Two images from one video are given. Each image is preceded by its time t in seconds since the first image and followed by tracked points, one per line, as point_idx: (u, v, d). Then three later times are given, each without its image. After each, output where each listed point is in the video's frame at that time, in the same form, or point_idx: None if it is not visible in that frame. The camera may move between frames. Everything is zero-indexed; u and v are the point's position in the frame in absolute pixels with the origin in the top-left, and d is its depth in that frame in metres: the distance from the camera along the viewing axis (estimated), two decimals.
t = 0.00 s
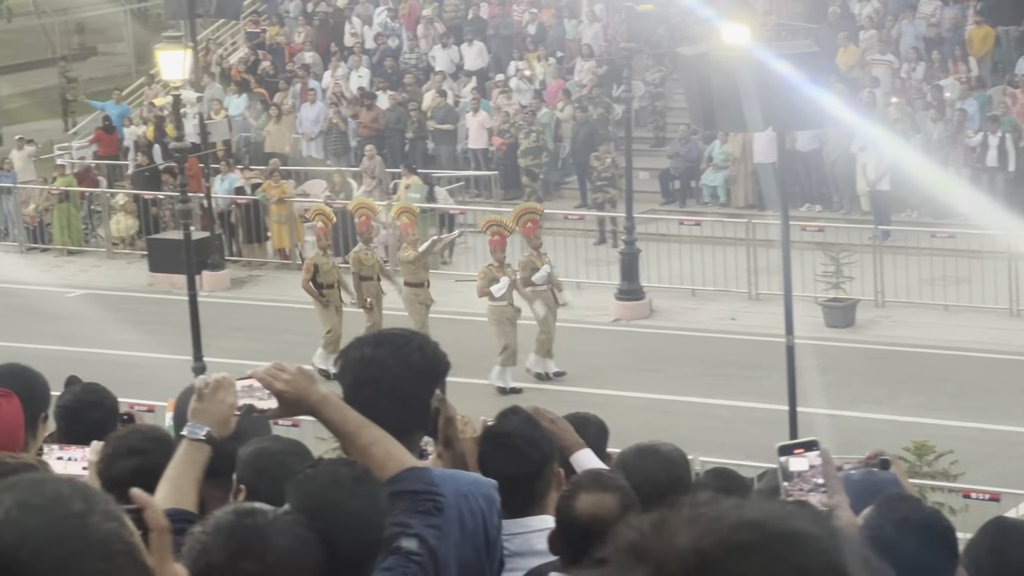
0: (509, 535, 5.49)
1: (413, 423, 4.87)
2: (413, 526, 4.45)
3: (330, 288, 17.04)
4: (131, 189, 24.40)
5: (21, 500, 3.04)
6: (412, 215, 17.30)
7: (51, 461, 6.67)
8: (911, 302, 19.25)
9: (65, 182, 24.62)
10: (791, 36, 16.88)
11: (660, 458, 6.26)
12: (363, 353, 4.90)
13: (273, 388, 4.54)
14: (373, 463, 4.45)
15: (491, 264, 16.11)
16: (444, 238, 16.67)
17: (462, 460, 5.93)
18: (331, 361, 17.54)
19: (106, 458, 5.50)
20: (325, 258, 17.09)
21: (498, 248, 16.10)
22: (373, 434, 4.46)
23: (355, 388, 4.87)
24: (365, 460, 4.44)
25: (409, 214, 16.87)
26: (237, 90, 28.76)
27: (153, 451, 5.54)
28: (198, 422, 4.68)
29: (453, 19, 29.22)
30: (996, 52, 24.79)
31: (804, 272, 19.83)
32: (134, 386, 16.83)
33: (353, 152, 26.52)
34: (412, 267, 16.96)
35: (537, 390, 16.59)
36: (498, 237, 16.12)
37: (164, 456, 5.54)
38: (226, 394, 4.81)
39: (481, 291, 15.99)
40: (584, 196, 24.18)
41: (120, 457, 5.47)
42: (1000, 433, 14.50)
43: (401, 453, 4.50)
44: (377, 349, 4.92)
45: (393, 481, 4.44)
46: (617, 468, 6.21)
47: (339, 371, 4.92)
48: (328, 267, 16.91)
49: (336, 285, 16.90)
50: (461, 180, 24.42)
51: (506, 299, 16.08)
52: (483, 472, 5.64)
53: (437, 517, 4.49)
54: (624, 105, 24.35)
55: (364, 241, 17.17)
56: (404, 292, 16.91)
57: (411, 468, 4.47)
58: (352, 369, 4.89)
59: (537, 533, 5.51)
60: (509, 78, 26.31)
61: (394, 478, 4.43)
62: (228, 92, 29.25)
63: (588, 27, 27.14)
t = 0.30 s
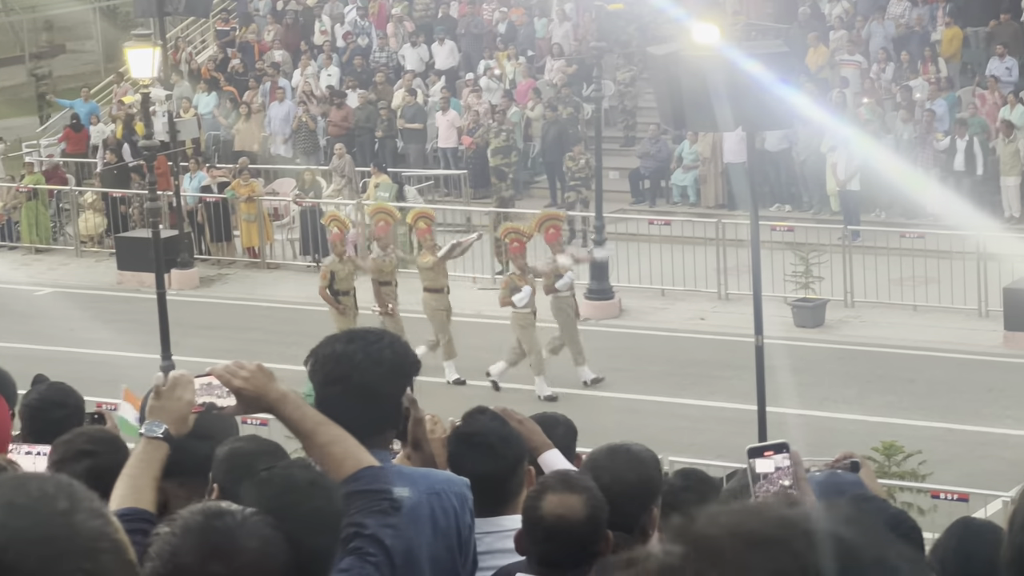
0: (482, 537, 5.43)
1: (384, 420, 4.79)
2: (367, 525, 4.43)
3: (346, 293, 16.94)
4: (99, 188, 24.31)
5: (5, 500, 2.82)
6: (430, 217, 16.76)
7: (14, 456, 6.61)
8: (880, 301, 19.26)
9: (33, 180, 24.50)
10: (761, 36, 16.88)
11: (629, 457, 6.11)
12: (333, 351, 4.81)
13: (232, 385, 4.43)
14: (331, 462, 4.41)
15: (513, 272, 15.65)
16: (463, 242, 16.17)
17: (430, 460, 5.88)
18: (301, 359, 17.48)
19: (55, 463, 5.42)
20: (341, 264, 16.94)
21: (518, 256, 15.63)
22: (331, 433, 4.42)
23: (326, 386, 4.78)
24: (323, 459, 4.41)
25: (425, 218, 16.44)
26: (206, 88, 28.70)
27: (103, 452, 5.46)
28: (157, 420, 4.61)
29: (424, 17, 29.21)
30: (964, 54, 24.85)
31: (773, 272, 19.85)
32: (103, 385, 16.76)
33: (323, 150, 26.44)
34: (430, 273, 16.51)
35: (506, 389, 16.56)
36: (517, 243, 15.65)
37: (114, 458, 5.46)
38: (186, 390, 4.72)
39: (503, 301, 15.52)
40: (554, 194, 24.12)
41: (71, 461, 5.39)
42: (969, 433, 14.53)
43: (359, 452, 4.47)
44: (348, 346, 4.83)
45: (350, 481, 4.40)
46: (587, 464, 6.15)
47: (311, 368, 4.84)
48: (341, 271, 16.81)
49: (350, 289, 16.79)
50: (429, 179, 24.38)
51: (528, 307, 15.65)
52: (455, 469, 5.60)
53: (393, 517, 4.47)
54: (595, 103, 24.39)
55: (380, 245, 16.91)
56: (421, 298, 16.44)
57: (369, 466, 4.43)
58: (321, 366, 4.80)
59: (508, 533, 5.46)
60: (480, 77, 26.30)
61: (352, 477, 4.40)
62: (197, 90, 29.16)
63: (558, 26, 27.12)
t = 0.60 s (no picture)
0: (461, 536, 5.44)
1: (363, 419, 4.53)
2: (329, 529, 4.26)
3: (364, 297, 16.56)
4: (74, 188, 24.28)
5: None
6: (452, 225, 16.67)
7: None
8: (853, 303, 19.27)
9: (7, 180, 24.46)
10: (736, 38, 16.88)
11: (606, 456, 6.13)
12: (312, 349, 4.54)
13: (196, 386, 4.14)
14: (293, 463, 4.16)
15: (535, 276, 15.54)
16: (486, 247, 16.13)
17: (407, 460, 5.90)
18: (274, 361, 17.41)
19: (27, 463, 5.40)
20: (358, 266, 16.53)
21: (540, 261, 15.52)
22: (295, 436, 4.15)
23: (303, 385, 4.52)
24: (285, 459, 4.15)
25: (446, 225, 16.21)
26: (181, 89, 28.73)
27: (75, 453, 5.45)
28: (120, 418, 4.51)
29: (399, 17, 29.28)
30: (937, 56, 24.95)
31: (748, 273, 19.88)
32: (76, 386, 16.68)
33: (297, 151, 26.46)
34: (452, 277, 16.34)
35: (481, 391, 16.52)
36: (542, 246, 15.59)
37: (88, 457, 5.46)
38: (149, 390, 4.65)
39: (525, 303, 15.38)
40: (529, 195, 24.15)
41: (44, 461, 5.38)
42: (944, 436, 14.54)
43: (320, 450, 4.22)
44: (328, 344, 4.56)
45: (310, 484, 4.18)
46: (564, 464, 6.17)
47: (291, 363, 4.58)
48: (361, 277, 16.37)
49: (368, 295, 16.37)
50: (404, 180, 24.40)
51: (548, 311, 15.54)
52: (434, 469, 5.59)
53: (355, 520, 4.29)
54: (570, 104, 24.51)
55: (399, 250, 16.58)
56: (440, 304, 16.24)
57: (330, 468, 4.19)
58: (300, 363, 4.53)
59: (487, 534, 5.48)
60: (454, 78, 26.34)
61: (314, 481, 4.17)
62: (171, 90, 29.14)
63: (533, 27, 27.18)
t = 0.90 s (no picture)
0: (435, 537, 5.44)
1: (336, 423, 4.49)
2: (289, 535, 4.17)
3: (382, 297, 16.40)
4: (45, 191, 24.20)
5: None
6: (471, 224, 16.56)
7: None
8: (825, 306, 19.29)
9: None
10: (708, 41, 16.92)
11: (577, 458, 6.12)
12: (286, 353, 4.51)
13: (162, 391, 4.11)
14: (255, 469, 4.05)
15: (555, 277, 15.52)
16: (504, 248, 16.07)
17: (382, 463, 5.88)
18: (246, 364, 17.38)
19: None
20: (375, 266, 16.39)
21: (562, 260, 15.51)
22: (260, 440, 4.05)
23: (276, 388, 4.49)
24: (246, 465, 4.05)
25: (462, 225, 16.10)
26: (153, 91, 28.66)
27: (42, 455, 5.42)
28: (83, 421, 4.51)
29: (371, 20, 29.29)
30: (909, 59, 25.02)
31: (719, 276, 19.90)
32: (47, 389, 16.63)
33: (269, 154, 26.40)
34: (467, 277, 16.25)
35: (453, 393, 16.50)
36: (563, 247, 15.57)
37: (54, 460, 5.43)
38: (114, 391, 4.67)
39: (544, 304, 15.35)
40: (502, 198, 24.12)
41: (10, 464, 5.36)
42: (916, 438, 14.57)
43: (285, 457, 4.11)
44: (301, 348, 4.53)
45: (273, 490, 4.08)
46: (535, 467, 6.17)
47: (263, 369, 4.54)
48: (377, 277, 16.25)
49: (385, 295, 16.26)
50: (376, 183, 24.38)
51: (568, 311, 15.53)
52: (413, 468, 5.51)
53: (318, 526, 4.21)
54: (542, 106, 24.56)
55: (416, 252, 16.45)
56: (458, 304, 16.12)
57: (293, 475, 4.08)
58: (275, 367, 4.49)
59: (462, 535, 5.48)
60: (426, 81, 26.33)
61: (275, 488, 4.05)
62: (143, 92, 29.11)
63: (506, 30, 27.22)
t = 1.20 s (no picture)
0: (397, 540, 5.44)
1: (296, 426, 4.47)
2: (253, 533, 4.09)
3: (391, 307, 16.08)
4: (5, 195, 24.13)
5: None
6: (476, 234, 16.38)
7: None
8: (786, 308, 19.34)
9: None
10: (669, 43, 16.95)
11: (538, 459, 6.14)
12: (245, 357, 4.46)
13: (123, 388, 4.19)
14: (214, 467, 4.09)
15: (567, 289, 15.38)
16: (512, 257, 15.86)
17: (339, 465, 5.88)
18: (207, 366, 17.35)
19: None
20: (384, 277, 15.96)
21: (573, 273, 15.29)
22: (220, 438, 4.11)
23: (236, 390, 4.45)
24: (207, 463, 4.09)
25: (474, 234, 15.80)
26: (115, 93, 28.61)
27: None
28: (44, 422, 4.58)
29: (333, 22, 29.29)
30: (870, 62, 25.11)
31: (681, 278, 19.93)
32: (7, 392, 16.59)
33: (232, 156, 26.35)
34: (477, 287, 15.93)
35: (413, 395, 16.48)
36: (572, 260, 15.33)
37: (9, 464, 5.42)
38: (77, 391, 4.69)
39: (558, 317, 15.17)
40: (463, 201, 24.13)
41: None
42: (876, 440, 14.64)
43: (247, 454, 4.12)
44: (260, 353, 4.48)
45: (232, 489, 4.08)
46: (495, 469, 6.17)
47: (221, 373, 4.50)
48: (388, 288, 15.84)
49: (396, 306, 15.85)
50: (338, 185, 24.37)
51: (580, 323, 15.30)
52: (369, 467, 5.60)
53: (280, 524, 4.11)
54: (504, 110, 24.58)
55: (424, 259, 16.13)
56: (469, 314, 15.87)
57: (254, 473, 4.08)
58: (233, 371, 4.45)
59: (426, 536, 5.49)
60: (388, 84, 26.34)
61: (234, 486, 4.07)
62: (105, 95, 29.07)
63: (468, 33, 27.25)
